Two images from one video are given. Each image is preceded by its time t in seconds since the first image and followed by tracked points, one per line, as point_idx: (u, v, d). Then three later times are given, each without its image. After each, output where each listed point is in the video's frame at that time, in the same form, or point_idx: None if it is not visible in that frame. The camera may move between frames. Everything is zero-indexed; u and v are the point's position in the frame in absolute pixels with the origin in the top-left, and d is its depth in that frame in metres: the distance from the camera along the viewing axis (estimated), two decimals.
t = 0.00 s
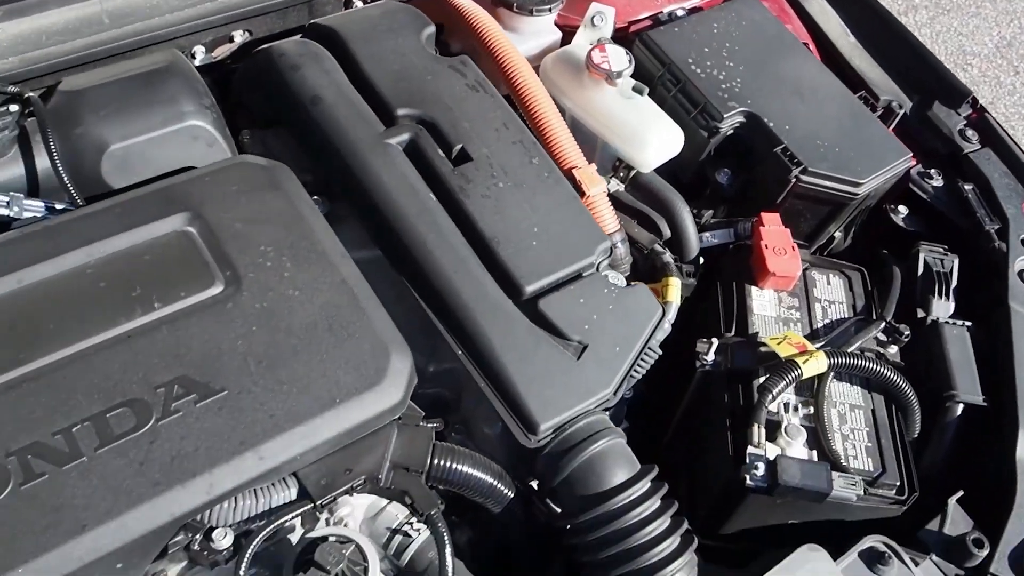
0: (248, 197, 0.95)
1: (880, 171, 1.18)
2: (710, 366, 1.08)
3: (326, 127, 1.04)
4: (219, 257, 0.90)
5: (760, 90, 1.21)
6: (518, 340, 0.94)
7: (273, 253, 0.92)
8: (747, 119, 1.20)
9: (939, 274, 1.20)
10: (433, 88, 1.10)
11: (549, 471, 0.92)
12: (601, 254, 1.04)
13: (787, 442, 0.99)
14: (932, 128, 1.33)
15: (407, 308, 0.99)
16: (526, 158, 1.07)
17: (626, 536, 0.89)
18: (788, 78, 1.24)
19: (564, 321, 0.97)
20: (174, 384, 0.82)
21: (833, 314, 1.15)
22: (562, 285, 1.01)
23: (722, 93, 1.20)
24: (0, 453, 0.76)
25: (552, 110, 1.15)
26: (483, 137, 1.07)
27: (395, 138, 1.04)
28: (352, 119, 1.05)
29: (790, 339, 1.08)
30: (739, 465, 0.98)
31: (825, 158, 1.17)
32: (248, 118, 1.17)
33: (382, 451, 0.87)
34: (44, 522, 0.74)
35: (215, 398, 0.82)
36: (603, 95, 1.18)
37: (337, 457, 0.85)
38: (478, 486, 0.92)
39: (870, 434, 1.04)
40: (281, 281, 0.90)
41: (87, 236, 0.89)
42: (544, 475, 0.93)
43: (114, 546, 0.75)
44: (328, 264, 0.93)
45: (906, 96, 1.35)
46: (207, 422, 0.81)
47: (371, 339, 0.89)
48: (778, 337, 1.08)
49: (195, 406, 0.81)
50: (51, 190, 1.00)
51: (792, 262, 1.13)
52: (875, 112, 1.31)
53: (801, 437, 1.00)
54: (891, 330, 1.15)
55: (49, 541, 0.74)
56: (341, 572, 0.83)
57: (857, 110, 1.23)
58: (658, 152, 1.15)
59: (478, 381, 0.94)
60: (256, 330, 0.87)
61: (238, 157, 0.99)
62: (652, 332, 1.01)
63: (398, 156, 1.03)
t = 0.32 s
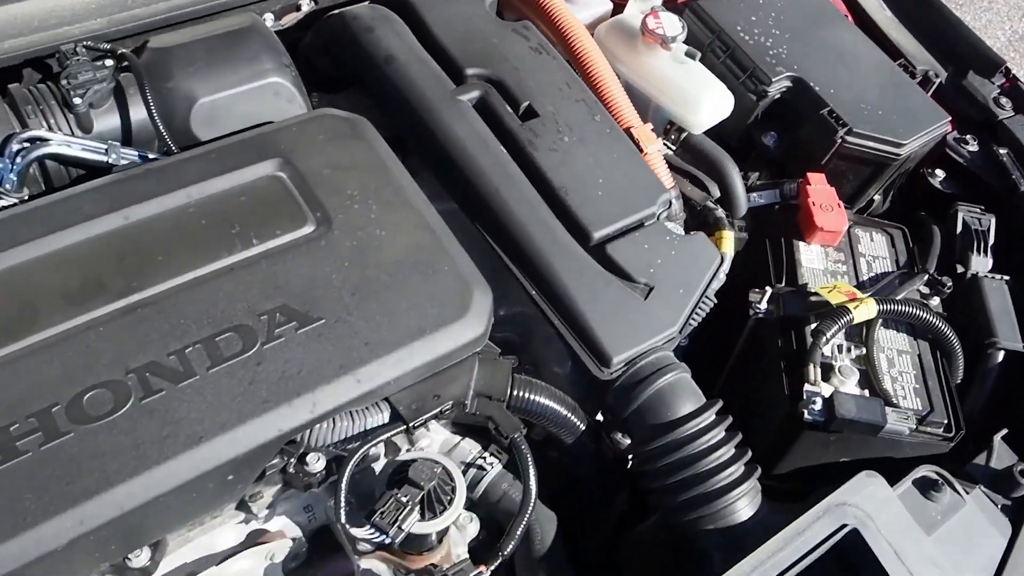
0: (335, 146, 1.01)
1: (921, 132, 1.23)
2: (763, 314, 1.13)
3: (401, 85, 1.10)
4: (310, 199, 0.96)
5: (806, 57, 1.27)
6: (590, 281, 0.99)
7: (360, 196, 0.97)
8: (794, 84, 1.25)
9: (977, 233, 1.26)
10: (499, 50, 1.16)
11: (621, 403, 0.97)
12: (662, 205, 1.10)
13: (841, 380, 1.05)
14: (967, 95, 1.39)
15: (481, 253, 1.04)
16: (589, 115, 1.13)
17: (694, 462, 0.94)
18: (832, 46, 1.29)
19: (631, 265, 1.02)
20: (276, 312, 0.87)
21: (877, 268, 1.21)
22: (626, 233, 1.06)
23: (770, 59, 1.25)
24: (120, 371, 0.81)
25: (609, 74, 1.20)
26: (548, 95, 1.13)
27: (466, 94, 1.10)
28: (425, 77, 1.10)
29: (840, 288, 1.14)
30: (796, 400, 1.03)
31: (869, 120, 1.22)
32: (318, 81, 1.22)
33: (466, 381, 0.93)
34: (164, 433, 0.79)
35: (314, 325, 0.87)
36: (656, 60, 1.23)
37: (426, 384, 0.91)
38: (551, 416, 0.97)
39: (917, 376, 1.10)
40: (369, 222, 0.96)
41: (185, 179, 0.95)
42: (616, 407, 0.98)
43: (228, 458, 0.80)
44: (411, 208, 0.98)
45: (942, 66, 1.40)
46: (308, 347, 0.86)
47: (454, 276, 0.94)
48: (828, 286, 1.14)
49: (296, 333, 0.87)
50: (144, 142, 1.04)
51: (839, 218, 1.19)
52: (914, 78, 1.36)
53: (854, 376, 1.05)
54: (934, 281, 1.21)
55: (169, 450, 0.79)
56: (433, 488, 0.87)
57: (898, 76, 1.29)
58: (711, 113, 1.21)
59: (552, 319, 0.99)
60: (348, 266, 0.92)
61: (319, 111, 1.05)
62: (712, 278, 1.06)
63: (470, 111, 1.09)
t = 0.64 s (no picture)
0: (426, 88, 1.08)
1: (965, 83, 1.30)
2: (820, 251, 1.20)
3: (479, 35, 1.16)
4: (406, 135, 1.03)
5: (854, 13, 1.33)
6: (664, 213, 1.06)
7: (451, 133, 1.04)
8: (843, 39, 1.32)
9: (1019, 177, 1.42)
10: (569, 4, 1.22)
11: (697, 324, 1.04)
12: (727, 146, 1.16)
13: (898, 308, 1.11)
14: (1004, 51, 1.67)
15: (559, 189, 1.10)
16: (655, 64, 1.19)
17: (767, 376, 1.00)
18: (878, 4, 1.36)
19: (702, 198, 1.08)
20: (383, 233, 0.94)
21: (925, 211, 1.28)
22: (695, 171, 1.12)
23: (821, 15, 1.32)
24: (247, 282, 0.87)
25: (669, 29, 1.27)
26: (616, 46, 1.19)
27: (541, 44, 1.17)
28: (502, 27, 1.17)
29: (893, 226, 1.20)
30: (857, 326, 1.10)
31: (916, 71, 1.29)
32: (394, 40, 1.29)
33: (555, 301, 0.99)
34: (289, 337, 0.86)
35: (417, 246, 0.94)
36: (712, 15, 1.30)
37: (519, 302, 0.97)
38: (630, 337, 1.03)
39: (968, 306, 1.17)
40: (461, 156, 1.02)
41: (290, 116, 1.01)
42: (692, 328, 1.05)
43: (348, 361, 0.87)
44: (498, 144, 1.05)
45: (979, 27, 1.48)
46: (414, 265, 0.93)
47: (542, 205, 1.01)
48: (880, 224, 1.21)
49: (402, 252, 0.93)
50: (242, 89, 1.12)
51: (889, 162, 1.26)
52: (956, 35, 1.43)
53: (910, 303, 1.12)
54: (980, 222, 1.27)
55: (296, 352, 0.85)
56: (530, 396, 0.94)
57: (940, 33, 1.35)
58: (766, 65, 1.28)
59: (631, 247, 1.05)
60: (445, 194, 0.99)
61: (405, 57, 1.12)
62: (776, 213, 1.12)
63: (545, 59, 1.15)
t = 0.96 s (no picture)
0: (506, 33, 1.14)
1: (1008, 31, 1.43)
2: (876, 187, 1.26)
3: None
4: (492, 73, 1.09)
5: None
6: (734, 145, 1.12)
7: (534, 71, 1.11)
8: None
9: None
10: None
11: (770, 246, 1.11)
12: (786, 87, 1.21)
13: (955, 237, 1.17)
14: None
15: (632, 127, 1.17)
16: (716, 12, 1.26)
17: (837, 293, 1.06)
18: None
19: (768, 133, 1.14)
20: (479, 159, 1.00)
21: (973, 152, 1.36)
22: (758, 109, 1.17)
23: None
24: (359, 200, 0.94)
25: None
26: None
27: None
28: None
29: (945, 163, 1.26)
30: (916, 253, 1.16)
31: (963, 20, 1.42)
32: None
33: (637, 225, 1.06)
34: (400, 249, 0.92)
35: (510, 170, 1.01)
36: None
37: (604, 225, 1.04)
38: (703, 261, 1.10)
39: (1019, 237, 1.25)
40: (543, 92, 1.09)
41: (384, 55, 1.08)
42: (765, 250, 1.12)
43: (454, 271, 0.93)
44: (577, 82, 1.11)
45: None
46: (509, 187, 0.99)
47: (622, 135, 1.07)
48: (933, 163, 1.27)
49: (497, 175, 1.00)
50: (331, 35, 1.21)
51: (938, 106, 1.31)
52: None
53: (966, 233, 1.18)
54: None
55: (408, 262, 0.91)
56: (618, 308, 1.00)
57: None
58: (819, 17, 1.34)
59: (703, 177, 1.12)
60: (531, 125, 1.05)
61: (482, 5, 1.19)
62: (836, 147, 1.18)
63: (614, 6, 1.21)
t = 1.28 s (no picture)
0: None
1: None
2: (929, 141, 1.31)
3: None
4: (565, 31, 1.15)
5: None
6: (795, 98, 1.18)
7: (604, 30, 1.16)
8: None
9: None
10: None
11: (832, 191, 1.14)
12: (841, 45, 1.25)
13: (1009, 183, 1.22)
14: None
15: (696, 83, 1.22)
16: None
17: (900, 234, 1.10)
18: None
19: (827, 86, 1.19)
20: (559, 108, 1.06)
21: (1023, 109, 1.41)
22: (816, 66, 1.22)
23: None
24: (450, 144, 1.00)
25: None
26: None
27: None
28: None
29: (995, 118, 1.31)
30: (972, 200, 1.21)
31: None
32: None
33: (707, 170, 1.11)
34: (491, 188, 0.98)
35: (588, 118, 1.06)
36: None
37: (676, 171, 1.09)
38: (768, 208, 1.13)
39: None
40: (614, 47, 1.14)
41: (464, 15, 1.14)
42: (826, 196, 1.15)
43: (540, 209, 0.99)
44: (646, 39, 1.16)
45: None
46: (588, 134, 1.05)
47: (691, 87, 1.12)
48: (984, 117, 1.31)
49: (576, 123, 1.05)
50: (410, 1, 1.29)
51: (988, 64, 1.37)
52: None
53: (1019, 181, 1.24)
54: None
55: (498, 200, 0.97)
56: (693, 248, 1.05)
57: None
58: None
59: (766, 127, 1.18)
60: (605, 77, 1.11)
61: None
62: (891, 102, 1.24)
63: None
